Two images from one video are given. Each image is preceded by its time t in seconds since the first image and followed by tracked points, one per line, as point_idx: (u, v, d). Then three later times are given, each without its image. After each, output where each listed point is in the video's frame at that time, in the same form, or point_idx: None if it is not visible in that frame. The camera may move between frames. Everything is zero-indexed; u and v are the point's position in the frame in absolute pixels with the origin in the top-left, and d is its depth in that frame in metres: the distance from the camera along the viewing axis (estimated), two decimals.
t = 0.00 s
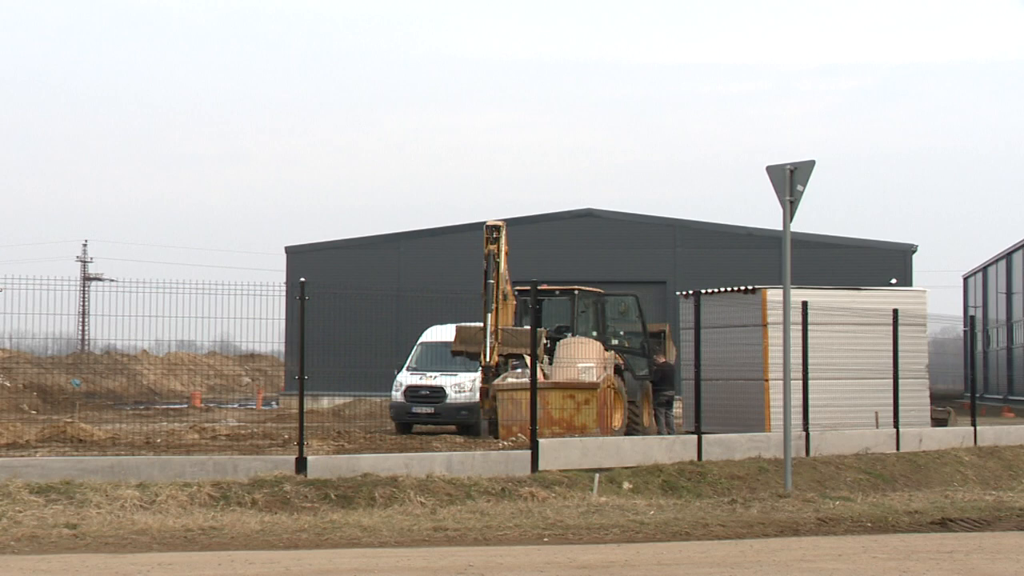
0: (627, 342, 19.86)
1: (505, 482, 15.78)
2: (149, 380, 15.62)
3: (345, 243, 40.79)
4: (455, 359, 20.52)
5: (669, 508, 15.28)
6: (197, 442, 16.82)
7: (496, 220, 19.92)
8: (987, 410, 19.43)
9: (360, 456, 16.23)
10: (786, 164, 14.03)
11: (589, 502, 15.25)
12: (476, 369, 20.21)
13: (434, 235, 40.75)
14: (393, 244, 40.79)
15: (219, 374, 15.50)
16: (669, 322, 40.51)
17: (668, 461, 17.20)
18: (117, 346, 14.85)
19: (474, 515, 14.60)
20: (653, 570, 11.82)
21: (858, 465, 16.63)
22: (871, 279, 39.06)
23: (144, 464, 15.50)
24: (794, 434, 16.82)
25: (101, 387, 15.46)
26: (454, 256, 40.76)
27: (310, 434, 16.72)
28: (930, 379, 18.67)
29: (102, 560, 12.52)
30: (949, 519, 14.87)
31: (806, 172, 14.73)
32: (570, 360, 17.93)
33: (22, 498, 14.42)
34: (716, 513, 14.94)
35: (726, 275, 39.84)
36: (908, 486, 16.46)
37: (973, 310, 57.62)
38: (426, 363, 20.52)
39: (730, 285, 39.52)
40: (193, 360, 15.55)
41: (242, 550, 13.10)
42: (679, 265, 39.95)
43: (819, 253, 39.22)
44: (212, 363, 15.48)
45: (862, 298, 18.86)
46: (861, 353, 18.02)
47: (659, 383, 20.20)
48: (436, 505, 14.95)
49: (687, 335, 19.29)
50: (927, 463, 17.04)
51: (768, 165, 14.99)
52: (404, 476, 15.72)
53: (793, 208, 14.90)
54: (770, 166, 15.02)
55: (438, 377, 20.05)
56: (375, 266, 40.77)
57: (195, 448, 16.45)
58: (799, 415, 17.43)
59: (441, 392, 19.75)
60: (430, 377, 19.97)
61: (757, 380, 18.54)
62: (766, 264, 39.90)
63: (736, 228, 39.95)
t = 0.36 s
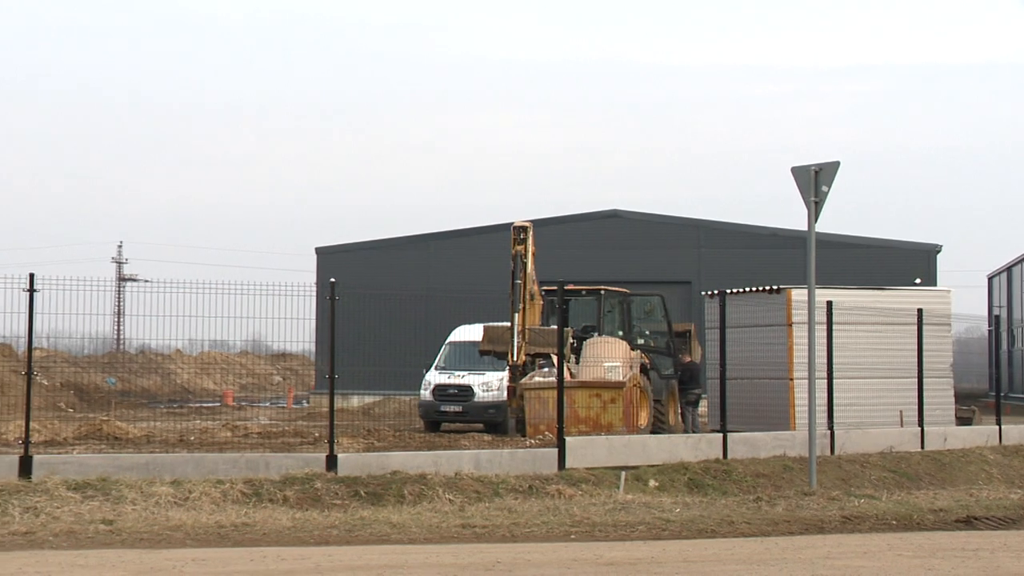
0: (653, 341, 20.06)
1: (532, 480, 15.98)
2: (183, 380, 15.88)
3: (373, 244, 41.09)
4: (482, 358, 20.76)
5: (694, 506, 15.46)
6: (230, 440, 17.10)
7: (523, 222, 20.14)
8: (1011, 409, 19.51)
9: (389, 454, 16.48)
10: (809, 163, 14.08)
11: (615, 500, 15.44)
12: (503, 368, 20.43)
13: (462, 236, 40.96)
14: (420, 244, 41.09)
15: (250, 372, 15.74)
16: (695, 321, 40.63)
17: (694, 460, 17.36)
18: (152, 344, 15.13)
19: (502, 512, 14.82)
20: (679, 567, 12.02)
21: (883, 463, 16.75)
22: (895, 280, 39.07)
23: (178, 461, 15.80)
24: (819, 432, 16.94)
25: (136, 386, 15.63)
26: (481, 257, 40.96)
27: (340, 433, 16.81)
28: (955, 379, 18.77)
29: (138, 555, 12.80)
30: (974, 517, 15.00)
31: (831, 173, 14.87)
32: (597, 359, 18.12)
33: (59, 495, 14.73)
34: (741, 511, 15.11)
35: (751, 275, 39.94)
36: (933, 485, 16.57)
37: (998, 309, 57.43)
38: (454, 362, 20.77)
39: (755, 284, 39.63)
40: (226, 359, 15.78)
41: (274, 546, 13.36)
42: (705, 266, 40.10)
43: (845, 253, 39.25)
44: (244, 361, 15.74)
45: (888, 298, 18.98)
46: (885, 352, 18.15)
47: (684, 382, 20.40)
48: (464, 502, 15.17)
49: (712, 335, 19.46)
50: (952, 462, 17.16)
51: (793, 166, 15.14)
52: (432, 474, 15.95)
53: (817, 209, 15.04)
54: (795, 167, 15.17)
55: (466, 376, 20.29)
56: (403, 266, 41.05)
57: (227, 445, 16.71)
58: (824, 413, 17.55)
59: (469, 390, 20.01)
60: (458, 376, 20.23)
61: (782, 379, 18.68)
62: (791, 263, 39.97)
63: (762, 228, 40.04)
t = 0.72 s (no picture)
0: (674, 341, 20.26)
1: (556, 478, 16.22)
2: (213, 379, 16.07)
3: (396, 246, 41.42)
4: (506, 358, 21.01)
5: (716, 504, 15.66)
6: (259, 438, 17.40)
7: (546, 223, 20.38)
8: None
9: (414, 451, 16.73)
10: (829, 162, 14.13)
11: (638, 498, 15.66)
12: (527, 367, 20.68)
13: (487, 236, 41.20)
14: (444, 245, 41.41)
15: (279, 372, 16.08)
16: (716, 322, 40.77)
17: (716, 458, 17.57)
18: (183, 343, 15.33)
19: (526, 509, 15.06)
20: (701, 564, 12.22)
21: (903, 462, 16.90)
22: (917, 280, 39.13)
23: (208, 459, 16.10)
24: (840, 431, 17.10)
25: (168, 385, 16.09)
26: (505, 258, 41.21)
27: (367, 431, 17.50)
28: (974, 378, 18.90)
29: (171, 551, 13.09)
30: (995, 516, 15.14)
31: (852, 175, 15.03)
32: (620, 359, 18.35)
33: (93, 491, 15.06)
34: (763, 509, 15.30)
35: (774, 275, 40.04)
36: (954, 483, 16.72)
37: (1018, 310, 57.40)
38: (479, 361, 21.03)
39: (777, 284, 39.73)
40: (254, 358, 16.06)
41: (303, 542, 13.63)
42: (727, 266, 40.22)
43: (867, 253, 39.32)
44: (274, 361, 16.15)
45: (908, 298, 19.12)
46: (905, 352, 18.29)
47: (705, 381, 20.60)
48: (489, 499, 15.41)
49: (734, 335, 19.65)
50: (972, 460, 17.30)
51: (814, 168, 15.31)
52: (458, 471, 16.20)
53: (838, 210, 15.20)
54: (816, 169, 15.33)
55: (491, 375, 20.55)
56: (428, 267, 41.38)
57: (256, 443, 17.00)
58: (844, 413, 17.72)
59: (494, 389, 20.31)
60: (483, 375, 20.49)
61: (803, 378, 18.85)
62: (813, 264, 40.06)
63: (784, 228, 40.13)
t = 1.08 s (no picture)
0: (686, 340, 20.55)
1: (570, 474, 16.49)
2: (234, 377, 16.51)
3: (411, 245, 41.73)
4: (520, 356, 21.31)
5: (728, 500, 15.92)
6: (278, 435, 17.71)
7: (560, 224, 20.68)
8: None
9: (430, 449, 17.02)
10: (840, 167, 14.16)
11: (650, 494, 15.93)
12: (542, 365, 20.97)
13: (502, 236, 41.44)
14: (458, 245, 41.71)
15: (298, 370, 16.51)
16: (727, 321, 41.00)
17: (727, 455, 17.83)
18: (204, 343, 15.58)
19: (540, 505, 15.33)
20: (713, 559, 12.49)
21: (912, 459, 17.13)
22: (925, 280, 39.32)
23: (229, 456, 16.40)
24: (850, 428, 17.33)
25: (189, 383, 16.31)
26: (519, 257, 41.49)
27: (383, 427, 17.49)
28: (983, 377, 19.13)
29: (191, 546, 13.41)
30: (1003, 512, 15.37)
31: (862, 176, 15.28)
32: (632, 357, 18.62)
33: (116, 487, 15.39)
34: (773, 505, 15.56)
35: (785, 275, 40.26)
36: (962, 480, 16.95)
37: None
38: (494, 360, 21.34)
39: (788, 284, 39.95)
40: (274, 357, 16.33)
41: (321, 537, 13.93)
42: (739, 265, 40.44)
43: (878, 253, 39.47)
44: (292, 360, 16.46)
45: (917, 298, 19.37)
46: (914, 351, 18.54)
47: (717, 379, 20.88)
48: (503, 495, 15.68)
49: (745, 334, 19.93)
50: (981, 457, 17.53)
51: (824, 170, 15.55)
52: (473, 468, 16.49)
53: (848, 211, 15.45)
54: (826, 170, 15.58)
55: (506, 373, 20.89)
56: (443, 266, 41.69)
57: (275, 440, 17.30)
58: (854, 410, 17.95)
59: (508, 387, 20.66)
60: (498, 373, 20.84)
61: (813, 377, 19.12)
62: (824, 263, 40.26)
63: (794, 229, 40.33)
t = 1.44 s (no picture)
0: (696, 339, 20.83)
1: (581, 471, 16.77)
2: (252, 375, 16.88)
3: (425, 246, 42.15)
4: (533, 354, 21.58)
5: (736, 496, 16.20)
6: (295, 432, 18.03)
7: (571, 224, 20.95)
8: None
9: (444, 445, 17.32)
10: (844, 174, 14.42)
11: (660, 490, 16.21)
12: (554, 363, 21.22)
13: (514, 236, 41.82)
14: (472, 244, 42.03)
15: (315, 368, 16.83)
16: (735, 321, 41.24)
17: (736, 452, 18.11)
18: (222, 342, 15.88)
19: (552, 501, 15.62)
20: (722, 555, 12.76)
21: (919, 456, 17.38)
22: (930, 280, 39.57)
23: (247, 452, 16.75)
24: (857, 426, 17.58)
25: (207, 381, 16.70)
26: (531, 257, 41.78)
27: (399, 426, 17.97)
28: (989, 375, 19.38)
29: (211, 540, 13.73)
30: (1008, 508, 15.62)
31: (869, 177, 15.52)
32: (642, 356, 18.88)
33: (137, 483, 15.72)
34: (781, 501, 15.83)
35: (794, 275, 40.48)
36: (968, 477, 17.20)
37: None
38: (508, 358, 21.58)
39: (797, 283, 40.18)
40: (291, 356, 16.59)
41: (337, 532, 14.23)
42: (748, 265, 40.68)
43: (885, 253, 39.71)
44: (309, 359, 16.80)
45: (924, 298, 19.62)
46: (921, 350, 18.78)
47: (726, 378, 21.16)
48: (516, 492, 15.97)
49: (754, 333, 20.19)
50: (987, 455, 17.78)
51: (832, 171, 15.79)
52: (486, 465, 16.78)
53: (855, 212, 15.69)
54: (834, 172, 15.82)
55: (519, 371, 21.12)
56: (456, 266, 42.03)
57: (292, 437, 17.62)
58: (861, 408, 18.20)
59: (521, 385, 20.91)
60: (511, 371, 21.07)
61: (821, 375, 19.38)
62: (832, 264, 40.49)
63: (800, 231, 40.55)
